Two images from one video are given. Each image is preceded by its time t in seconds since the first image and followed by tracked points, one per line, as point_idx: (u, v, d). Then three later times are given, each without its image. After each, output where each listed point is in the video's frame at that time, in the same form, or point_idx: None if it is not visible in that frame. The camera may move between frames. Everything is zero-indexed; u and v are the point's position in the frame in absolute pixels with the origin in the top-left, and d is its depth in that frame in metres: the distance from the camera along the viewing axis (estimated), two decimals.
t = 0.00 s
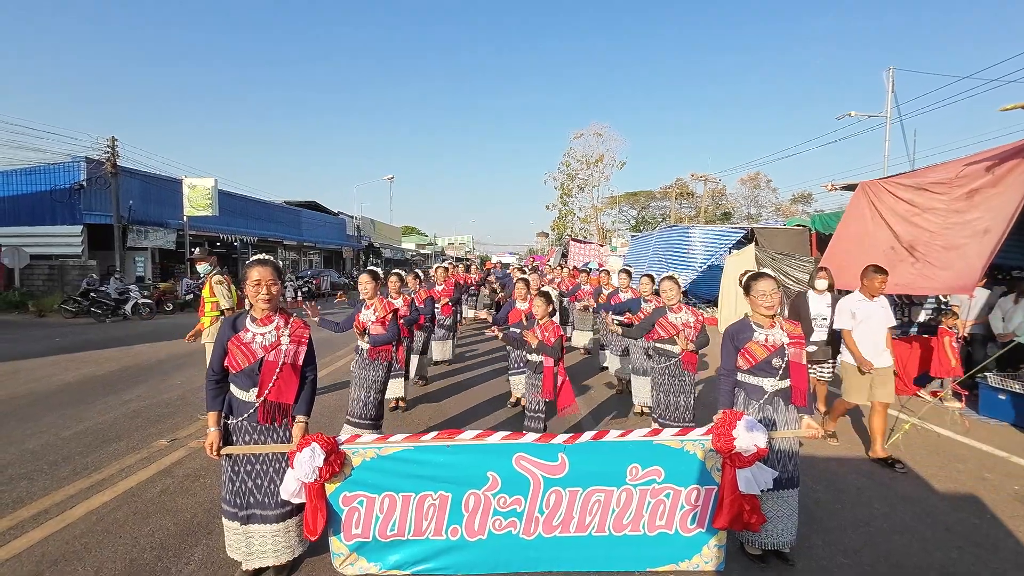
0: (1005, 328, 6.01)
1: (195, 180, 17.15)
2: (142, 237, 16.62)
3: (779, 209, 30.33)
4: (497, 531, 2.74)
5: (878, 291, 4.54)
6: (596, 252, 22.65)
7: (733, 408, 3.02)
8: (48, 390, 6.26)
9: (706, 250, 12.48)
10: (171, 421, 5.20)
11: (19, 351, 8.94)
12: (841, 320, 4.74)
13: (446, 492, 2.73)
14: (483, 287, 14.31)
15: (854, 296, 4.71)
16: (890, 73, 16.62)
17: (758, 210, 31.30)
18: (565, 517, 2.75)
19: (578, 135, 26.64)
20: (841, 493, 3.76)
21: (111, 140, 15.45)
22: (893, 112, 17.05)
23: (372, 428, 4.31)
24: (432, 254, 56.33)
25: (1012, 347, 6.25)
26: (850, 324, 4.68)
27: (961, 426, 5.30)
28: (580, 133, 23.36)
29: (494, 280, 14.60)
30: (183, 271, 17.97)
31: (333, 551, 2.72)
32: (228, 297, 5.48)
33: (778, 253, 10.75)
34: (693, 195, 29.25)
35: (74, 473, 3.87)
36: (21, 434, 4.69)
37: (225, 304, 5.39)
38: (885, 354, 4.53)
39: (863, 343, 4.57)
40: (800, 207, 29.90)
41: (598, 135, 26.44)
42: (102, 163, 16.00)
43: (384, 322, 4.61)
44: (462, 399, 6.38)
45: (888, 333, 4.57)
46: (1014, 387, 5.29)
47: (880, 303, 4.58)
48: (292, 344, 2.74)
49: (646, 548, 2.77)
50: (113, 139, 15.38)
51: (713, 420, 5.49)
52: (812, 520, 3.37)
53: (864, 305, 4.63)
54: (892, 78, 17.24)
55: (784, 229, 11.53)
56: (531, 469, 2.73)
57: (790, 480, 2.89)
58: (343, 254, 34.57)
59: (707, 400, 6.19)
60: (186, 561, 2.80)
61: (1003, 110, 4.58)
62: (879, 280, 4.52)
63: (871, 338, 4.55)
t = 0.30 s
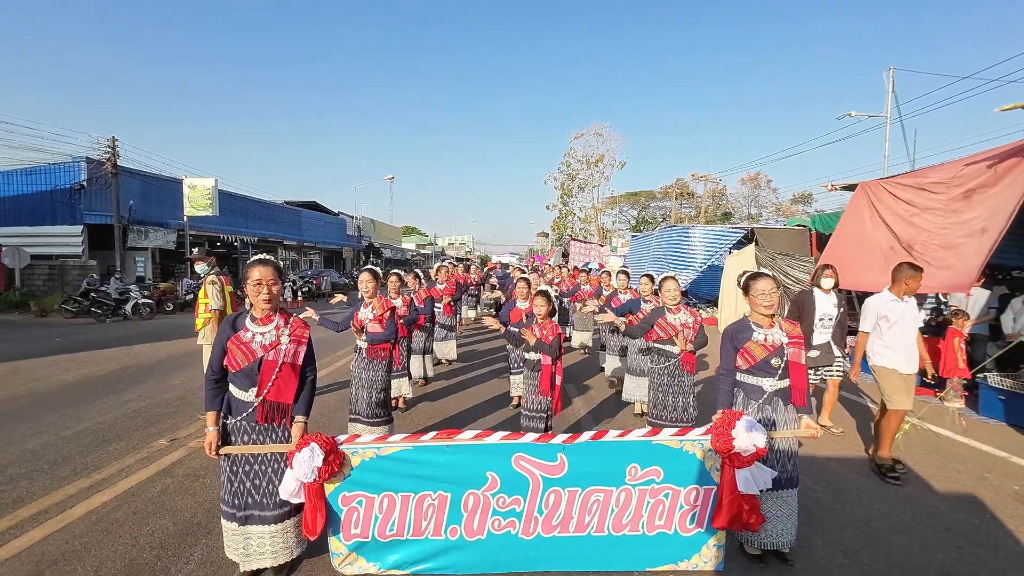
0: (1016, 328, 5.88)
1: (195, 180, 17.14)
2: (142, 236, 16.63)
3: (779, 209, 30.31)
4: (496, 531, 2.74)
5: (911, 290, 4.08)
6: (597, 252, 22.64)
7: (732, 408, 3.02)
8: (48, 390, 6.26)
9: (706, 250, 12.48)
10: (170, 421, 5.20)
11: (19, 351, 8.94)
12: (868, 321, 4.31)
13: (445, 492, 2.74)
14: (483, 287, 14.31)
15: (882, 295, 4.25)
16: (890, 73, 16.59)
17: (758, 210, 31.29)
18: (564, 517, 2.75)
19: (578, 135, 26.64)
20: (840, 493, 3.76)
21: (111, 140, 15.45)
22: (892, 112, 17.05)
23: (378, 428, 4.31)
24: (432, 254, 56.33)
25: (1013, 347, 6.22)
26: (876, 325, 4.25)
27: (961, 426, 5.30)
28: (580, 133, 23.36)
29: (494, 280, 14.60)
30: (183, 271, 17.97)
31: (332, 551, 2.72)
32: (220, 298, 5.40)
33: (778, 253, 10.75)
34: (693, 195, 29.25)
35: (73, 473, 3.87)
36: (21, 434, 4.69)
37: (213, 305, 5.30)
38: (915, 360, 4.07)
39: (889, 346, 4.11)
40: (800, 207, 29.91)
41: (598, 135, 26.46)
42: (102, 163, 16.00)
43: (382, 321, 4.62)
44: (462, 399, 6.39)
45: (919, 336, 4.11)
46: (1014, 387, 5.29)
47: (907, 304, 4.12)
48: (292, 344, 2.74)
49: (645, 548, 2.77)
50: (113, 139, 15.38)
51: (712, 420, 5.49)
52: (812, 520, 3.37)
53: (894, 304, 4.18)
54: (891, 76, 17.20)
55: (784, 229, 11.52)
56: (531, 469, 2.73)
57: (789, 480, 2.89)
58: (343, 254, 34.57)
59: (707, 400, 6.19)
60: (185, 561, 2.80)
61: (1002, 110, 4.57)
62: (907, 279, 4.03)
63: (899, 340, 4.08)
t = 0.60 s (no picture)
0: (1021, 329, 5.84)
1: (195, 180, 17.14)
2: (143, 236, 16.64)
3: (779, 209, 30.31)
4: (496, 531, 2.74)
5: (941, 294, 3.65)
6: (597, 252, 22.64)
7: (733, 408, 3.02)
8: (48, 390, 6.26)
9: (706, 250, 12.49)
10: (170, 421, 5.20)
11: (20, 351, 8.95)
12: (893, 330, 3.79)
13: (445, 492, 2.73)
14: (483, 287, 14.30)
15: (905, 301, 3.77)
16: (890, 72, 16.55)
17: (758, 210, 31.28)
18: (564, 517, 2.75)
19: (578, 135, 26.66)
20: (841, 493, 3.75)
21: (112, 140, 15.46)
22: (893, 112, 17.03)
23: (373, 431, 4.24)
24: (432, 254, 56.33)
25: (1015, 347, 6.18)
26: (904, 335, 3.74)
27: (961, 426, 5.30)
28: (581, 133, 23.37)
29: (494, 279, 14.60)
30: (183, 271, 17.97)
31: (332, 551, 2.72)
32: (214, 297, 5.35)
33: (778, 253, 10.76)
34: (693, 195, 29.23)
35: (73, 473, 3.87)
36: (21, 434, 4.69)
37: (204, 304, 5.28)
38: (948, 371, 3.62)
39: (921, 359, 3.65)
40: (801, 207, 29.90)
41: (598, 135, 26.48)
42: (103, 164, 16.01)
43: (385, 320, 4.65)
44: (462, 399, 6.39)
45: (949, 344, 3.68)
46: (1014, 387, 5.28)
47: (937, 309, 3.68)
48: (292, 343, 2.74)
49: (644, 548, 2.77)
50: (114, 139, 15.39)
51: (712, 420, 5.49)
52: (813, 520, 3.36)
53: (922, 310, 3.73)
54: (891, 76, 17.13)
55: (784, 229, 11.52)
56: (531, 468, 2.73)
57: (789, 480, 2.89)
58: (343, 254, 34.57)
59: (707, 400, 6.19)
60: (185, 561, 2.80)
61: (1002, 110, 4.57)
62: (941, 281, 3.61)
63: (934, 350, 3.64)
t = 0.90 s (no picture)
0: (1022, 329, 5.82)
1: (195, 180, 17.14)
2: (143, 236, 16.64)
3: (779, 209, 30.30)
4: (497, 531, 2.74)
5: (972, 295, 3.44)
6: (597, 251, 22.63)
7: (733, 408, 3.02)
8: (48, 390, 6.26)
9: (706, 250, 12.50)
10: (170, 421, 5.20)
11: (20, 351, 8.94)
12: (925, 332, 3.47)
13: (445, 492, 2.73)
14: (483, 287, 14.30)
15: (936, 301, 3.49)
16: (890, 72, 16.53)
17: (759, 210, 31.27)
18: (564, 517, 2.75)
19: (578, 135, 26.65)
20: (841, 493, 3.75)
21: (112, 140, 15.46)
22: (892, 112, 17.02)
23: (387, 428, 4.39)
24: (433, 254, 56.33)
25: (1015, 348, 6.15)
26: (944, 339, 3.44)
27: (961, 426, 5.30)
28: (581, 133, 23.37)
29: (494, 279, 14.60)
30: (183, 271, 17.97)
31: (332, 550, 2.72)
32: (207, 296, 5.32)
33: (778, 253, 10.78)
34: (694, 194, 29.23)
35: (74, 473, 3.87)
36: (21, 434, 4.69)
37: (194, 303, 5.30)
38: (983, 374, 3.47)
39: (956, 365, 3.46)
40: (801, 207, 29.90)
41: (598, 134, 26.46)
42: (103, 163, 16.01)
43: (388, 321, 4.63)
44: (462, 399, 6.38)
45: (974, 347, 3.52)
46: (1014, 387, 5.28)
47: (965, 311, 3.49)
48: (292, 343, 2.75)
49: (644, 548, 2.78)
50: (114, 139, 15.39)
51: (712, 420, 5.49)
52: (813, 520, 3.37)
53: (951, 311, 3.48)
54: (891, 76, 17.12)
55: (785, 229, 11.52)
56: (531, 468, 2.73)
57: (790, 480, 2.89)
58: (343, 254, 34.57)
59: (707, 400, 6.19)
60: (185, 561, 2.80)
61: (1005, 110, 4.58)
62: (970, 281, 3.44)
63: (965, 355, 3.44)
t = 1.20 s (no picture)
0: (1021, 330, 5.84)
1: (195, 180, 17.14)
2: (143, 236, 16.65)
3: (779, 209, 30.31)
4: (497, 530, 2.75)
5: None
6: (597, 252, 22.63)
7: (733, 408, 3.02)
8: (48, 390, 6.26)
9: (706, 250, 12.51)
10: (170, 421, 5.20)
11: (20, 351, 8.94)
12: (981, 346, 3.19)
13: (445, 492, 2.74)
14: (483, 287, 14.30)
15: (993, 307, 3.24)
16: (890, 72, 16.52)
17: (758, 210, 31.28)
18: (564, 517, 2.75)
19: (578, 135, 26.65)
20: (841, 493, 3.76)
21: (112, 140, 15.46)
22: (893, 112, 17.02)
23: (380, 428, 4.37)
24: (433, 254, 56.34)
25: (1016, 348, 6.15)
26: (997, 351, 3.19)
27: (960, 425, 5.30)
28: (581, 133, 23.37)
29: (494, 279, 14.60)
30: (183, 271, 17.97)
31: (332, 549, 2.73)
32: (212, 296, 5.35)
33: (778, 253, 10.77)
34: (694, 195, 29.22)
35: (74, 473, 3.87)
36: (21, 434, 4.69)
37: (197, 303, 5.29)
38: None
39: (1018, 380, 3.11)
40: (801, 207, 29.91)
41: (598, 134, 26.46)
42: (103, 163, 16.01)
43: (389, 322, 4.62)
44: (462, 399, 6.39)
45: None
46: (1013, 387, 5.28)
47: None
48: (292, 343, 2.75)
49: (644, 547, 2.78)
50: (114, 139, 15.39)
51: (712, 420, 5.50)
52: (813, 520, 3.37)
53: (1010, 320, 3.19)
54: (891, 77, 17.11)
55: (784, 229, 11.52)
56: (531, 468, 2.73)
57: (789, 480, 2.89)
58: (343, 254, 34.58)
59: (707, 400, 6.19)
60: (185, 561, 2.80)
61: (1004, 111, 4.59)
62: None
63: None
